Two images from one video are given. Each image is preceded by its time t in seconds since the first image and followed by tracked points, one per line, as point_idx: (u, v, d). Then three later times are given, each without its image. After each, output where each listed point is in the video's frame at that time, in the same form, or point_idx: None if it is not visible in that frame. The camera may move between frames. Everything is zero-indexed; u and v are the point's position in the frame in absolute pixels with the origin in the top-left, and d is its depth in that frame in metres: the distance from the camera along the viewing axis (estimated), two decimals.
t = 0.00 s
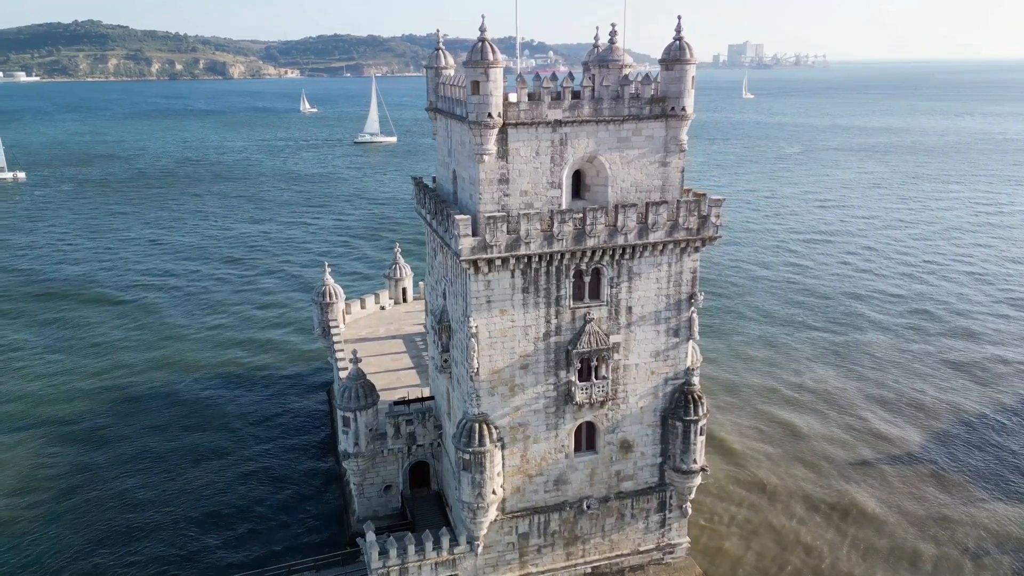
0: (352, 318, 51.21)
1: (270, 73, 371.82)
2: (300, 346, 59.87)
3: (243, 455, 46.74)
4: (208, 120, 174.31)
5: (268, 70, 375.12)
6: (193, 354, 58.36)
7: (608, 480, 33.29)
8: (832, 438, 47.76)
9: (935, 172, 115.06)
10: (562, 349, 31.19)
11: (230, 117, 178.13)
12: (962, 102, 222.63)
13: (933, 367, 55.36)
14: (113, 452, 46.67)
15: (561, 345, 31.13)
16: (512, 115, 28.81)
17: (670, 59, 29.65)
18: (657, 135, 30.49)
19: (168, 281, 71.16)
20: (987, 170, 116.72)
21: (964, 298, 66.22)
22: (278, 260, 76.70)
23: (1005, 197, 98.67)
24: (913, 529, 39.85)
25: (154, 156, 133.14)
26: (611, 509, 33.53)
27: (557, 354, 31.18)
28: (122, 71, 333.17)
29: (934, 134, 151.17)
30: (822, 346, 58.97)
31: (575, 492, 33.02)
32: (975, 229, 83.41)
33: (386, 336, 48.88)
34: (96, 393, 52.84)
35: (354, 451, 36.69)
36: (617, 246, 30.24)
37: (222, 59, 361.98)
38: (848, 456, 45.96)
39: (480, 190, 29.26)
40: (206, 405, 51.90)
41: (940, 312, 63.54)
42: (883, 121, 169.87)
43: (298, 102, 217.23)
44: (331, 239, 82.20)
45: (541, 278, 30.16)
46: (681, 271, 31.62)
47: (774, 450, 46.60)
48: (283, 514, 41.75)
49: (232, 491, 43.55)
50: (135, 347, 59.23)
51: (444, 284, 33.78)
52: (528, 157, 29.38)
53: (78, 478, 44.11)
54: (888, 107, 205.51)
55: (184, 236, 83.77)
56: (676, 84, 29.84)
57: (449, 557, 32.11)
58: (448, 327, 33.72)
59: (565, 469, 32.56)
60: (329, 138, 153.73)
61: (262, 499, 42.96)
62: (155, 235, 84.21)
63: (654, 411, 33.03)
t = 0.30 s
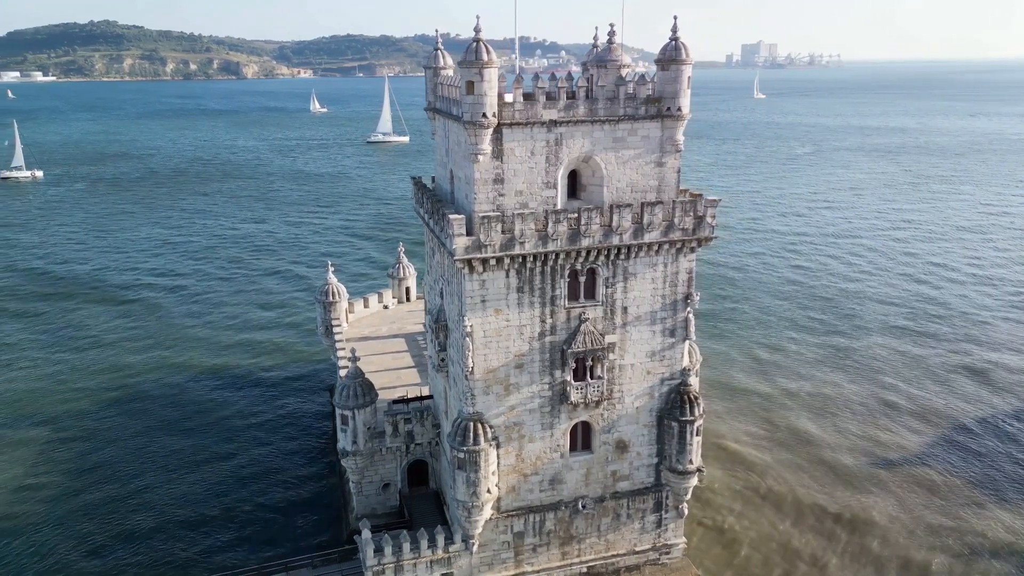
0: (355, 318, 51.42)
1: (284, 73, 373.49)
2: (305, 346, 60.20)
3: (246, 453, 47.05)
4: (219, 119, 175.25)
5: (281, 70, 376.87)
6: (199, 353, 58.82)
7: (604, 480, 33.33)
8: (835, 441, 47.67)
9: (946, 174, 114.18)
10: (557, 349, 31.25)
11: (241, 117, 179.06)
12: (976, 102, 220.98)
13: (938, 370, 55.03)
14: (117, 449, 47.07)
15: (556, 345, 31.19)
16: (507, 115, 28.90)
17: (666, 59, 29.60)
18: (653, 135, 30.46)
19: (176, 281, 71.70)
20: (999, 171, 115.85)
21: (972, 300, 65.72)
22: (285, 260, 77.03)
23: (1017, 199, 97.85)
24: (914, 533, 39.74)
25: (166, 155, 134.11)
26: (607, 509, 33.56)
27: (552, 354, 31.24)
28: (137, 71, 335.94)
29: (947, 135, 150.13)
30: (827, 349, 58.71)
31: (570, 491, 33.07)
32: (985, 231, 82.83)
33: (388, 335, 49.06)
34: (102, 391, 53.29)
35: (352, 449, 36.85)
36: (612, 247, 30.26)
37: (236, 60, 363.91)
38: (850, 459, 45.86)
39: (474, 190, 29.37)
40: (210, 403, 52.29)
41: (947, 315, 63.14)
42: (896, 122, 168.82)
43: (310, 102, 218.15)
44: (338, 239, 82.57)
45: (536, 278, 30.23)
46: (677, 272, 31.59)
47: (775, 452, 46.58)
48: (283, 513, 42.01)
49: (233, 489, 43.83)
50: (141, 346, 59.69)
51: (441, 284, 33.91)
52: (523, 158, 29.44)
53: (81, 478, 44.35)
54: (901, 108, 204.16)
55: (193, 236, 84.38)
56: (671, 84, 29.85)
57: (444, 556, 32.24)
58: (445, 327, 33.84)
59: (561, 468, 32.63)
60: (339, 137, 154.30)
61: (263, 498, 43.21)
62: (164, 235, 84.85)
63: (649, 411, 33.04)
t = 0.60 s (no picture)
0: (356, 317, 51.55)
1: (294, 73, 374.97)
2: (309, 346, 60.44)
3: (247, 453, 47.24)
4: (228, 119, 176.12)
5: (291, 70, 378.41)
6: (203, 353, 59.13)
7: (600, 481, 33.32)
8: (836, 443, 47.68)
9: (955, 174, 113.46)
10: (553, 349, 31.28)
11: (250, 117, 179.92)
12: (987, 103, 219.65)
13: (941, 373, 54.77)
14: (119, 448, 47.33)
15: (551, 345, 31.22)
16: (502, 115, 28.91)
17: (663, 59, 29.52)
18: (649, 136, 30.43)
19: (182, 280, 72.11)
20: (1009, 172, 115.18)
21: (978, 303, 65.34)
22: (290, 260, 77.33)
23: None
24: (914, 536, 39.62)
25: (175, 155, 134.90)
26: (603, 509, 33.55)
27: (548, 354, 31.27)
28: (148, 71, 338.16)
29: (957, 135, 149.31)
30: (830, 351, 58.53)
31: (566, 492, 33.09)
32: (993, 232, 82.33)
33: (390, 335, 49.17)
34: (105, 390, 53.61)
35: (350, 448, 36.93)
36: (608, 247, 30.25)
37: (247, 60, 365.64)
38: (852, 461, 45.82)
39: (470, 190, 29.40)
40: (213, 402, 52.55)
41: (953, 317, 62.81)
42: (906, 122, 168.01)
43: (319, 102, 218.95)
44: (344, 239, 82.82)
45: (532, 278, 30.24)
46: (674, 272, 31.56)
47: (777, 452, 46.65)
48: (283, 512, 42.16)
49: (233, 488, 44.02)
50: (145, 345, 60.03)
51: (438, 283, 33.94)
52: (519, 158, 29.46)
53: (82, 477, 44.49)
54: (912, 108, 203.10)
55: (199, 235, 84.82)
56: (668, 84, 29.79)
57: (440, 555, 32.31)
58: (442, 326, 33.87)
59: (556, 468, 32.64)
60: (346, 137, 154.83)
61: (263, 497, 43.39)
62: (171, 234, 85.33)
63: (646, 411, 33.01)
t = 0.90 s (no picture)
0: (359, 317, 51.72)
1: (304, 73, 376.48)
2: (313, 346, 60.72)
3: (249, 454, 47.53)
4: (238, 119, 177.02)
5: (302, 70, 379.99)
6: (207, 353, 59.48)
7: (596, 481, 33.33)
8: (845, 446, 47.51)
9: (965, 175, 112.81)
10: (548, 349, 31.30)
11: (259, 116, 180.77)
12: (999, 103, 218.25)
13: (946, 376, 54.55)
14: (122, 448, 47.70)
15: (546, 345, 31.25)
16: (498, 115, 28.96)
17: (658, 59, 29.47)
18: (645, 136, 30.42)
19: (188, 281, 72.55)
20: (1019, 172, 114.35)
21: (984, 305, 64.96)
22: (296, 260, 77.71)
23: None
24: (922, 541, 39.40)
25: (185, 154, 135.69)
26: (599, 510, 33.56)
27: (543, 354, 31.30)
28: (160, 71, 340.53)
29: (967, 135, 148.45)
30: (832, 355, 58.37)
31: (562, 491, 33.13)
32: (1001, 233, 81.82)
33: (391, 334, 49.31)
34: (109, 389, 54.02)
35: (348, 447, 37.04)
36: (603, 247, 30.25)
37: (258, 60, 367.23)
38: (857, 464, 45.70)
39: (465, 190, 29.47)
40: (216, 403, 52.86)
41: (958, 320, 62.53)
42: (916, 122, 166.98)
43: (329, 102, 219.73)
44: (349, 240, 83.11)
45: (527, 278, 30.29)
46: (670, 273, 31.52)
47: (778, 455, 46.65)
48: (282, 513, 42.42)
49: (234, 489, 44.31)
50: (149, 346, 60.52)
51: (435, 283, 34.01)
52: (514, 158, 29.50)
53: (84, 478, 44.72)
54: (923, 108, 201.86)
55: (206, 235, 85.29)
56: (664, 85, 29.74)
57: (435, 554, 32.38)
58: (439, 326, 33.96)
59: (552, 468, 32.69)
60: (355, 137, 155.32)
61: (264, 497, 43.65)
62: (177, 233, 85.87)
63: (642, 412, 32.99)
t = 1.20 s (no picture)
0: (360, 317, 51.90)
1: (316, 73, 377.92)
2: (316, 346, 61.01)
3: (249, 453, 47.81)
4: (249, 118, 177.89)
5: (314, 70, 381.50)
6: (210, 353, 59.85)
7: (591, 481, 33.37)
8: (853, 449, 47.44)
9: (975, 176, 112.01)
10: (542, 349, 31.35)
11: (270, 116, 181.69)
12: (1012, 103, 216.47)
13: (950, 380, 54.22)
14: (124, 447, 48.08)
15: (541, 345, 31.29)
16: (491, 116, 29.03)
17: (653, 60, 29.44)
18: (640, 137, 30.41)
19: (193, 281, 73.05)
20: None
21: (990, 308, 64.49)
22: (302, 260, 78.09)
23: None
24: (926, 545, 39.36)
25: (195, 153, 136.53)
26: (593, 510, 33.58)
27: (537, 354, 31.34)
28: (173, 71, 342.61)
29: (980, 136, 147.33)
30: (836, 358, 58.12)
31: (556, 492, 33.17)
32: (1011, 235, 81.10)
33: (392, 334, 49.43)
34: (112, 389, 54.46)
35: (346, 446, 37.24)
36: (597, 248, 30.26)
37: (270, 60, 369.10)
38: (856, 467, 45.64)
39: (459, 190, 29.57)
40: (218, 402, 53.19)
41: (964, 323, 62.08)
42: (929, 122, 165.83)
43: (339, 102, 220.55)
44: (355, 240, 83.40)
45: (521, 278, 30.33)
46: (664, 274, 31.49)
47: (777, 458, 46.54)
48: (281, 512, 42.68)
49: (234, 488, 44.60)
50: (152, 345, 60.91)
51: (431, 284, 34.10)
52: (508, 159, 29.55)
53: (85, 478, 45.06)
54: (936, 108, 200.36)
55: (213, 235, 85.83)
56: (658, 86, 29.70)
57: (430, 552, 32.49)
58: (434, 326, 34.05)
59: (546, 468, 32.74)
60: (364, 137, 155.73)
61: (263, 497, 43.91)
62: (185, 233, 86.45)
63: (637, 413, 32.99)
